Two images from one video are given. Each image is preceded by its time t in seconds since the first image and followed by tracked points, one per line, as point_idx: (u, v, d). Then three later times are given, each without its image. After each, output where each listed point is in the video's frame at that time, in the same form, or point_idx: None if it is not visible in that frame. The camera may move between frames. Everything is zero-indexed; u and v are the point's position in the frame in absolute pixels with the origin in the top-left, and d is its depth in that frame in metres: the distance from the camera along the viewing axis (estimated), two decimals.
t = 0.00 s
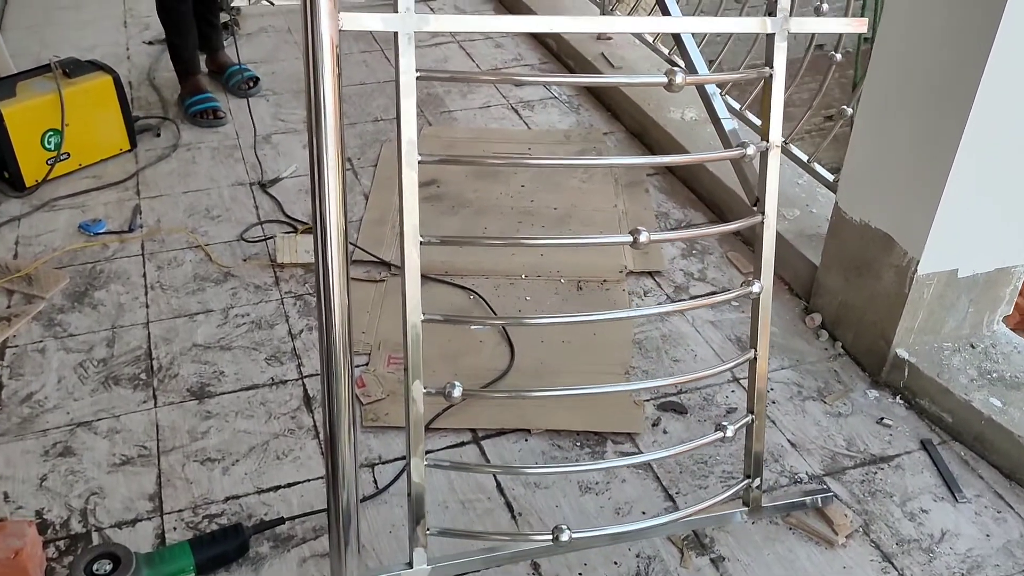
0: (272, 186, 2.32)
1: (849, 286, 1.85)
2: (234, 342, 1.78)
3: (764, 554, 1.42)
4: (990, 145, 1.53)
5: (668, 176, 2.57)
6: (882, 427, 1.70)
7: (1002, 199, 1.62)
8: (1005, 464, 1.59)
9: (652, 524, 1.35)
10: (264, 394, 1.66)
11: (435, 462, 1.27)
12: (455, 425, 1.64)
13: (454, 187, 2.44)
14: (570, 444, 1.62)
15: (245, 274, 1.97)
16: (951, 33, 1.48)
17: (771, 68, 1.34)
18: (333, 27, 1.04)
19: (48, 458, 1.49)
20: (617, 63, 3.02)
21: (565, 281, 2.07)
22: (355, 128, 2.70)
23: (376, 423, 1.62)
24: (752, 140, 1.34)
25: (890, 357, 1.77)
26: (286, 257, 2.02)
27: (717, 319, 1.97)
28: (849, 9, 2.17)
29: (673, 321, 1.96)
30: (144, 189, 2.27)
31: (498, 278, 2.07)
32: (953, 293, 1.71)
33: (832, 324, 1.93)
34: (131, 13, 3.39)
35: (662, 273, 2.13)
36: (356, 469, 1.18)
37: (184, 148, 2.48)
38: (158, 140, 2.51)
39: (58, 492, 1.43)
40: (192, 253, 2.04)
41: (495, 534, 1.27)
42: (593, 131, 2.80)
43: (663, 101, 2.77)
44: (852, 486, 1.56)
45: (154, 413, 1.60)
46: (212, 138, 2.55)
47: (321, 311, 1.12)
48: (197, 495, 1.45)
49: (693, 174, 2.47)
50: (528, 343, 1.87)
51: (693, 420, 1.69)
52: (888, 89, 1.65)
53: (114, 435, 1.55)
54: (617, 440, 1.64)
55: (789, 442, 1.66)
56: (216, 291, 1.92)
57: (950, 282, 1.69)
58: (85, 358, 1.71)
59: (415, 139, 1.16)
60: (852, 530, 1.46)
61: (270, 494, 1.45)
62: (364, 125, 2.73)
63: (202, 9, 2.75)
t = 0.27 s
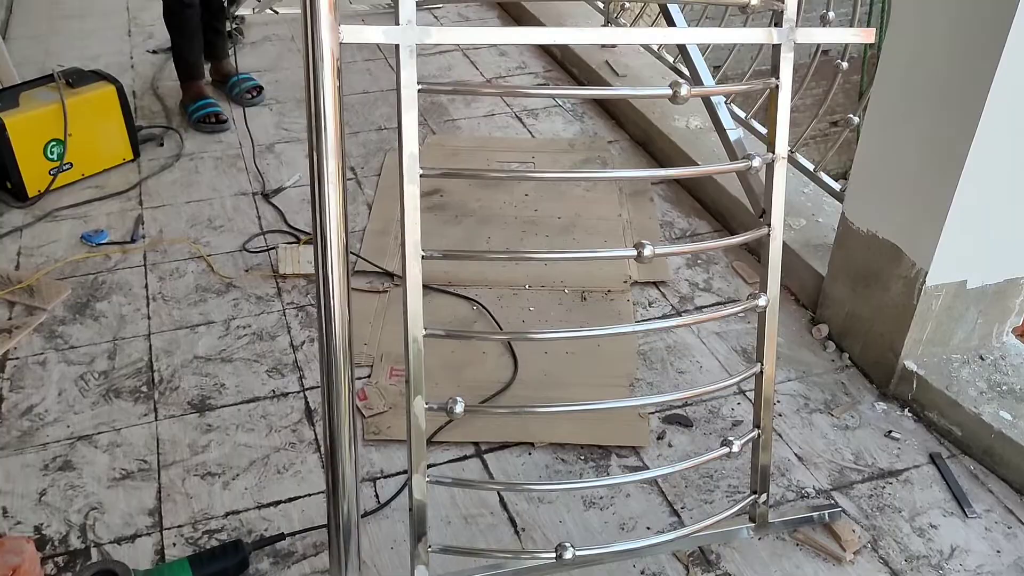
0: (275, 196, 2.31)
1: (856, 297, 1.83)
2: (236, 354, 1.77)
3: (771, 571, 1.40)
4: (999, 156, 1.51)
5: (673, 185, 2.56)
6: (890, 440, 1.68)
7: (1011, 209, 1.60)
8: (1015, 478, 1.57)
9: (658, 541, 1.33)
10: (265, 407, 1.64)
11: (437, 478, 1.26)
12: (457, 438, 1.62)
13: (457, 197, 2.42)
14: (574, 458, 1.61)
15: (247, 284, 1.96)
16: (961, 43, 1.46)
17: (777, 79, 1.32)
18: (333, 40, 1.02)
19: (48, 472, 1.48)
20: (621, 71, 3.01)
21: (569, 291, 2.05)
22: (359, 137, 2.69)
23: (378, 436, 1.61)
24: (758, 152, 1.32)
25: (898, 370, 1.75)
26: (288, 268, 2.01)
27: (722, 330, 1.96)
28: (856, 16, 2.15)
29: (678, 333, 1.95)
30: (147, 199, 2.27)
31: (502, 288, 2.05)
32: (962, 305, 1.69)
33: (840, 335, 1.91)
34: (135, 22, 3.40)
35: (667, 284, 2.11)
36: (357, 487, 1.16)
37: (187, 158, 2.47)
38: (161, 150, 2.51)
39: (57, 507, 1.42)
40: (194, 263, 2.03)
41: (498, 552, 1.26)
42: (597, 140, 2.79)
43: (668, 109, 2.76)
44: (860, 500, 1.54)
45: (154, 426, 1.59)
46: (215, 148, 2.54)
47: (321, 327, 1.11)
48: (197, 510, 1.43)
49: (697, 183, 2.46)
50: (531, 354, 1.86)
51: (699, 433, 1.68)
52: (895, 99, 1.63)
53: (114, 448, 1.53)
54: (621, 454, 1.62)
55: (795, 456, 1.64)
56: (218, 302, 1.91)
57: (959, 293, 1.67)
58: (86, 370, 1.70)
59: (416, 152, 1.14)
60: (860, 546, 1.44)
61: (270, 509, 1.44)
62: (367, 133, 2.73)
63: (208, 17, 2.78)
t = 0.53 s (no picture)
0: (280, 212, 2.30)
1: (867, 322, 1.79)
2: (234, 373, 1.75)
3: None
4: (1014, 180, 1.47)
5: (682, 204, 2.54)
6: (900, 470, 1.63)
7: None
8: None
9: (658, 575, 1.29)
10: (262, 428, 1.62)
11: (430, 508, 1.23)
12: (456, 463, 1.59)
13: (463, 214, 2.40)
14: (574, 485, 1.57)
15: (248, 302, 1.95)
16: (975, 65, 1.43)
17: (783, 100, 1.29)
18: (327, 61, 1.00)
19: (40, 492, 1.46)
20: (631, 87, 2.98)
21: (574, 312, 2.02)
22: (365, 153, 2.67)
23: (375, 460, 1.58)
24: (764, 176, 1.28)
25: (909, 397, 1.71)
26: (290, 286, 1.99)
27: (728, 354, 1.92)
28: (867, 34, 2.12)
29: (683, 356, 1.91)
30: (151, 214, 2.26)
31: (506, 308, 2.02)
32: (975, 332, 1.65)
33: (849, 360, 1.87)
34: (146, 36, 3.41)
35: (673, 305, 2.08)
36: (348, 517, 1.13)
37: (192, 172, 2.47)
38: (166, 165, 2.50)
39: (48, 529, 1.40)
40: (195, 280, 2.01)
41: None
42: (606, 157, 2.77)
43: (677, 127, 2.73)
44: (868, 533, 1.50)
45: (149, 446, 1.56)
46: (221, 162, 2.53)
47: (312, 352, 1.08)
48: (189, 534, 1.41)
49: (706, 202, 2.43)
50: (534, 376, 1.83)
51: (703, 460, 1.64)
52: (907, 121, 1.60)
53: (108, 469, 1.51)
54: (623, 481, 1.59)
55: (802, 485, 1.60)
56: (218, 319, 1.89)
57: (972, 320, 1.63)
58: (83, 388, 1.68)
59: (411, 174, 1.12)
60: None
61: (263, 534, 1.41)
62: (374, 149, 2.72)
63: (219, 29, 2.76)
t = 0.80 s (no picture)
0: (286, 233, 2.29)
1: (876, 358, 1.75)
2: (233, 397, 1.73)
3: None
4: None
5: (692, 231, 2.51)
6: (908, 512, 1.59)
7: None
8: None
9: None
10: (258, 455, 1.60)
11: (420, 546, 1.20)
12: (453, 495, 1.57)
13: (470, 238, 2.39)
14: (572, 520, 1.54)
15: (250, 324, 1.94)
16: (988, 98, 1.40)
17: (787, 135, 1.27)
18: (319, 92, 0.99)
19: (33, 517, 1.45)
20: (643, 110, 2.97)
21: (578, 340, 2.00)
22: (375, 173, 2.67)
23: (371, 490, 1.56)
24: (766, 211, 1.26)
25: (919, 436, 1.66)
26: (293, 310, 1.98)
27: (735, 386, 1.89)
28: (882, 61, 2.08)
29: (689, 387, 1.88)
30: (158, 233, 2.26)
31: (509, 335, 2.00)
32: (987, 371, 1.61)
33: (859, 396, 1.83)
34: (163, 54, 3.44)
35: (679, 334, 2.05)
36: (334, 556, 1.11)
37: (202, 192, 2.47)
38: (176, 184, 2.51)
39: (38, 555, 1.39)
40: (199, 301, 2.01)
41: None
42: (616, 181, 2.75)
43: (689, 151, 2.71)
44: None
45: (144, 472, 1.55)
46: (231, 182, 2.54)
47: (300, 389, 1.06)
48: (179, 564, 1.39)
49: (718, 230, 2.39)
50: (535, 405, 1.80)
51: (705, 497, 1.61)
52: (919, 152, 1.57)
53: (102, 494, 1.50)
54: (622, 517, 1.56)
55: (807, 525, 1.56)
56: (220, 342, 1.88)
57: (984, 358, 1.59)
58: (81, 411, 1.68)
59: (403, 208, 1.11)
60: None
61: (254, 565, 1.39)
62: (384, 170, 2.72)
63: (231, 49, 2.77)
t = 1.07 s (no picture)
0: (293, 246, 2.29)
1: (885, 384, 1.72)
2: (233, 412, 1.73)
3: None
4: None
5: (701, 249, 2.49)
6: (915, 543, 1.56)
7: None
8: None
9: None
10: (256, 471, 1.60)
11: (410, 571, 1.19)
12: (450, 516, 1.55)
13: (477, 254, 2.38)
14: (570, 544, 1.52)
15: (253, 338, 1.94)
16: (999, 122, 1.37)
17: (791, 159, 1.25)
18: (311, 112, 0.99)
19: (28, 531, 1.45)
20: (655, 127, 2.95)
21: (583, 359, 1.98)
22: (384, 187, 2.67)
23: (367, 510, 1.54)
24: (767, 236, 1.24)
25: (927, 465, 1.63)
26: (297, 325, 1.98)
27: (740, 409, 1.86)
28: (896, 82, 2.04)
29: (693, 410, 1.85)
30: (166, 245, 2.27)
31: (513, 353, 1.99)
32: (998, 400, 1.57)
33: (867, 422, 1.79)
34: (179, 65, 3.47)
35: (686, 355, 2.02)
36: None
37: (211, 204, 2.48)
38: (186, 196, 2.52)
39: (32, 569, 1.39)
40: (204, 314, 2.01)
41: None
42: (626, 198, 2.73)
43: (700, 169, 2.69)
44: None
45: (141, 486, 1.55)
46: (240, 194, 2.55)
47: (289, 411, 1.05)
48: None
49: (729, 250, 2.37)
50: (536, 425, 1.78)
51: (707, 523, 1.58)
52: (929, 176, 1.54)
53: (98, 508, 1.50)
54: (622, 542, 1.53)
55: (810, 555, 1.53)
56: (222, 355, 1.88)
57: (994, 387, 1.56)
58: (82, 423, 1.68)
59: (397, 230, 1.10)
60: None
61: None
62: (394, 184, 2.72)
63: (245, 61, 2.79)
